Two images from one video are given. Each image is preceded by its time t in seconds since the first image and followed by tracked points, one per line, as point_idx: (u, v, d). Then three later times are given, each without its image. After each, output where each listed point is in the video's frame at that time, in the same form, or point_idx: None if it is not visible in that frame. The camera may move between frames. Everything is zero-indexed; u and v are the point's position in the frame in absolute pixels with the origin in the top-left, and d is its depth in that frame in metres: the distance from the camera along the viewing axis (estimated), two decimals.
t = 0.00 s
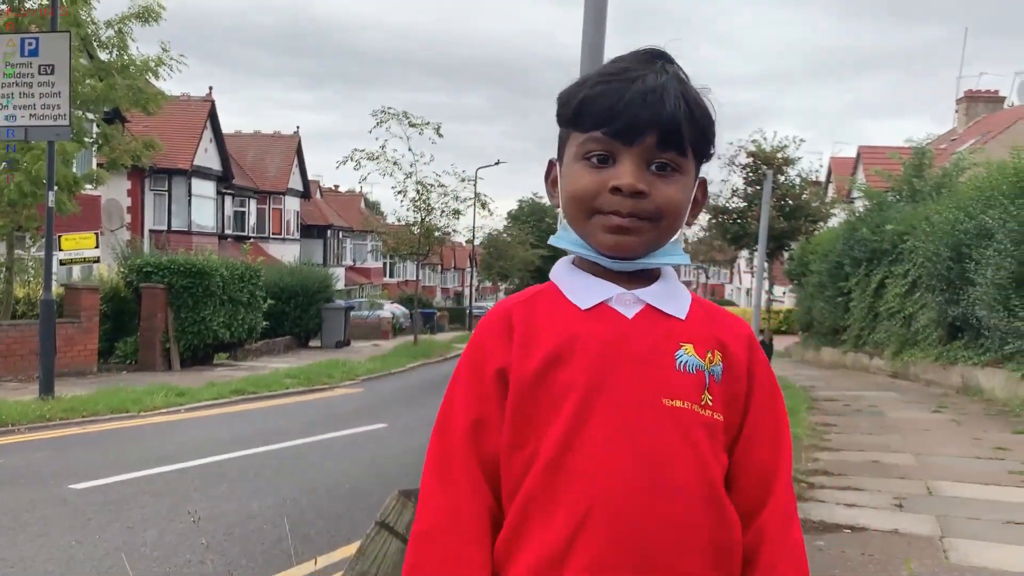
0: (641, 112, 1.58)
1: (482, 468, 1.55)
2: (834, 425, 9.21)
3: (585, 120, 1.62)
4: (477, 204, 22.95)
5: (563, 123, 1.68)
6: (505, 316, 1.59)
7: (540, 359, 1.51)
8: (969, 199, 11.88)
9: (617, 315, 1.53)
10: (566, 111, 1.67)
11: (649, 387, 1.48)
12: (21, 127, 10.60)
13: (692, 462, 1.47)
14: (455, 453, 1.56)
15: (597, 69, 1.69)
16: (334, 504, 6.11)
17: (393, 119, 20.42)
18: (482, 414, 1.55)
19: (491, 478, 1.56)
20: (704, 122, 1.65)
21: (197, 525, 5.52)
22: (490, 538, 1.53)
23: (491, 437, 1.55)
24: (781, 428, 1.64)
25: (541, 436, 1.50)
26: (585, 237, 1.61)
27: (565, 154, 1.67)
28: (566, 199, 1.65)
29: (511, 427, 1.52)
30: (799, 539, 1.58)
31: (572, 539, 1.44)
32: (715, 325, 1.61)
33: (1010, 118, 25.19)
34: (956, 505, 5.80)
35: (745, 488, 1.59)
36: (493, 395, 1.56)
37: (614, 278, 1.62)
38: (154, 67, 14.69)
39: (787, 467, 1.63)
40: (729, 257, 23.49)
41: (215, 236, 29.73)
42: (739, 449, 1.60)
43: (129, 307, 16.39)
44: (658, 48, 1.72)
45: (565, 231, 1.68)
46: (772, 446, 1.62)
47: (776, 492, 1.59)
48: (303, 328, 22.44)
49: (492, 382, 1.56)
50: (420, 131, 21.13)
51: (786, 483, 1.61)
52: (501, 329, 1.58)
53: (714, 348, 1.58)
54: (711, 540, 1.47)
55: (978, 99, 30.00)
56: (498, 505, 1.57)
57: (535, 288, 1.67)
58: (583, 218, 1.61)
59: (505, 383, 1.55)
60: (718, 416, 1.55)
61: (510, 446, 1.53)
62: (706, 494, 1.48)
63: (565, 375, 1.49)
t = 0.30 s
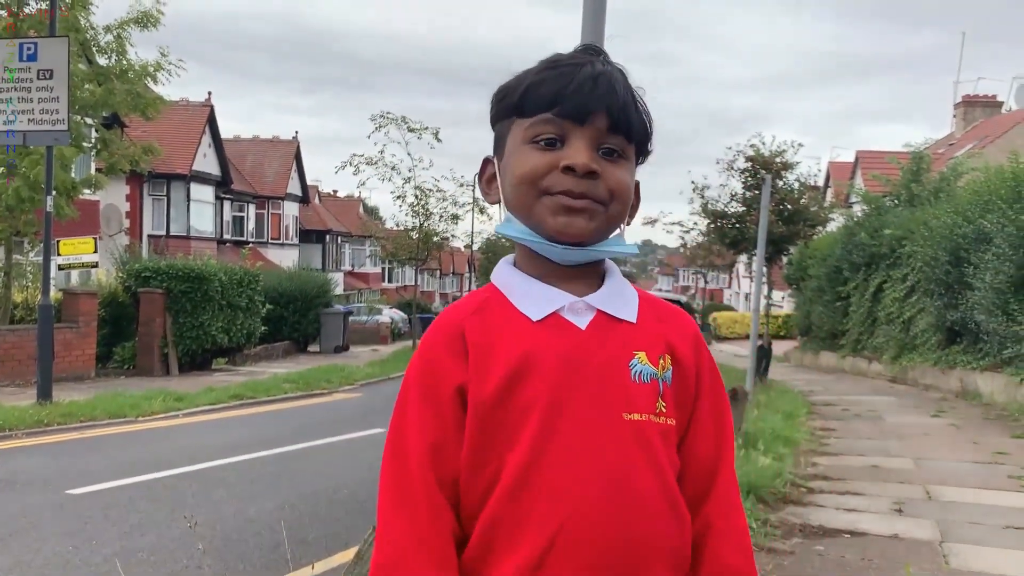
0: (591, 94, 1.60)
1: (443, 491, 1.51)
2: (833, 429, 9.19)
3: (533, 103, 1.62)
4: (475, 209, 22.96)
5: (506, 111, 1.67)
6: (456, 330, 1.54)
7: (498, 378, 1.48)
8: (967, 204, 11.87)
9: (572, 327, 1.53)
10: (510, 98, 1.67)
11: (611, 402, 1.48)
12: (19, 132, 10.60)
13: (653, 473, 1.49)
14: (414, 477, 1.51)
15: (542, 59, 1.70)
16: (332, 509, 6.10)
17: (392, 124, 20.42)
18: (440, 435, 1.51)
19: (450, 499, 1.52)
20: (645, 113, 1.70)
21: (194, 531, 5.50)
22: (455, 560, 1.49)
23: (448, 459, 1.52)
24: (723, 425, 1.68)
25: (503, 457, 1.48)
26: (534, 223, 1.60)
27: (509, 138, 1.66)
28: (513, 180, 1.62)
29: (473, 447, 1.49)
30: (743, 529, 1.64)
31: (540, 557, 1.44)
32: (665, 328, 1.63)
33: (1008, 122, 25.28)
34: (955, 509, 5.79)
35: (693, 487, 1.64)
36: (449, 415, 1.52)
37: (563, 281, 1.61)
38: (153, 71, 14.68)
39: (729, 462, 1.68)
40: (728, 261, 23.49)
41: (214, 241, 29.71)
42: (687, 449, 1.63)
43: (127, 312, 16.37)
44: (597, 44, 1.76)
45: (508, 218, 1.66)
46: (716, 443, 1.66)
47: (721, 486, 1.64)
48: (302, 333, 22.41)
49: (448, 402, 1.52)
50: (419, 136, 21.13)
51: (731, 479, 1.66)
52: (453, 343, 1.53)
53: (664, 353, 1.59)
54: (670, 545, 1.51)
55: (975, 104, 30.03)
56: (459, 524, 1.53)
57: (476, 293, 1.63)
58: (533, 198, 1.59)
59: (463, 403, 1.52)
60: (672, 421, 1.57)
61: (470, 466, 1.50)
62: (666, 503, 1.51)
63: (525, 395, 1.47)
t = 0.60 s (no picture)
0: (577, 108, 1.61)
1: (459, 488, 1.56)
2: (841, 434, 9.17)
3: (526, 129, 1.65)
4: (481, 214, 23.00)
5: (504, 139, 1.71)
6: (475, 334, 1.59)
7: (511, 382, 1.52)
8: (973, 208, 11.85)
9: (589, 331, 1.55)
10: (504, 127, 1.70)
11: (622, 406, 1.49)
12: (28, 139, 10.65)
13: (667, 478, 1.49)
14: (432, 475, 1.56)
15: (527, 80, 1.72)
16: (340, 515, 6.11)
17: (398, 130, 20.49)
18: (457, 435, 1.56)
19: (468, 500, 1.57)
20: (641, 110, 1.68)
21: (203, 537, 5.51)
22: (470, 558, 1.53)
23: (465, 459, 1.56)
24: (756, 431, 1.66)
25: (516, 457, 1.52)
26: (547, 243, 1.62)
27: (512, 167, 1.70)
28: (523, 208, 1.65)
29: (487, 446, 1.53)
30: (774, 537, 1.62)
31: (548, 560, 1.47)
32: (689, 331, 1.63)
33: (1014, 125, 25.23)
34: (965, 515, 5.78)
35: (720, 493, 1.63)
36: (465, 414, 1.56)
37: (587, 290, 1.63)
38: (160, 78, 14.75)
39: (762, 469, 1.65)
40: (734, 265, 23.49)
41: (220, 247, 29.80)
42: (714, 453, 1.63)
43: (135, 317, 16.44)
44: (580, 50, 1.76)
45: (524, 243, 1.69)
46: (748, 450, 1.64)
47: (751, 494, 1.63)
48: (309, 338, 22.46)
49: (465, 401, 1.56)
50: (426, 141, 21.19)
51: (761, 486, 1.64)
52: (473, 348, 1.58)
53: (686, 357, 1.59)
54: (688, 552, 1.50)
55: (981, 108, 30.01)
56: (476, 524, 1.57)
57: (498, 300, 1.67)
58: (542, 222, 1.62)
59: (480, 404, 1.56)
60: (692, 427, 1.56)
61: (484, 466, 1.54)
62: (681, 510, 1.50)
63: (537, 397, 1.50)
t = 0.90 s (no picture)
0: (598, 124, 1.58)
1: (494, 492, 1.57)
2: (846, 443, 9.11)
3: (557, 151, 1.63)
4: (484, 221, 22.99)
5: (542, 166, 1.70)
6: (519, 342, 1.60)
7: (545, 392, 1.52)
8: (978, 216, 11.81)
9: (627, 348, 1.51)
10: (540, 154, 1.70)
11: (652, 424, 1.45)
12: (31, 147, 10.65)
13: (696, 503, 1.43)
14: (469, 477, 1.58)
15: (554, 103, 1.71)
16: (342, 525, 6.05)
17: (401, 138, 20.50)
18: (493, 439, 1.57)
19: (504, 507, 1.57)
20: (672, 112, 1.61)
21: (204, 547, 5.45)
22: (500, 562, 1.54)
23: (499, 466, 1.57)
24: (811, 464, 1.55)
25: (547, 467, 1.51)
26: (590, 262, 1.59)
27: (553, 191, 1.68)
28: (567, 233, 1.63)
29: (520, 455, 1.53)
30: None
31: (569, 575, 1.45)
32: (737, 351, 1.55)
33: (1018, 133, 25.22)
34: (972, 525, 5.72)
35: (764, 529, 1.53)
36: (502, 418, 1.57)
37: (636, 305, 1.59)
38: (163, 86, 14.78)
39: (820, 505, 1.53)
40: (737, 273, 23.45)
41: (223, 255, 29.80)
42: (759, 483, 1.53)
43: (138, 326, 16.42)
44: (605, 62, 1.73)
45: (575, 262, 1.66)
46: (800, 483, 1.53)
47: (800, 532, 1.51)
48: (311, 346, 22.42)
49: (503, 407, 1.57)
50: (428, 150, 21.19)
51: (813, 523, 1.51)
52: (515, 355, 1.59)
53: (732, 380, 1.51)
54: None
55: (985, 115, 30.01)
56: (511, 529, 1.57)
57: (547, 312, 1.66)
58: (585, 243, 1.59)
59: (516, 411, 1.56)
60: (731, 453, 1.49)
61: (518, 474, 1.54)
62: (711, 537, 1.43)
63: (569, 409, 1.50)
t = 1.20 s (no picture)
0: (615, 129, 1.58)
1: (508, 498, 1.59)
2: (842, 445, 9.12)
3: (573, 154, 1.64)
4: (481, 223, 23.00)
5: (559, 168, 1.71)
6: (531, 349, 1.61)
7: (557, 401, 1.53)
8: (974, 218, 11.84)
9: (639, 358, 1.52)
10: (557, 156, 1.70)
11: (663, 434, 1.46)
12: (27, 148, 10.64)
13: (709, 514, 1.43)
14: (484, 483, 1.60)
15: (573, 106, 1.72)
16: (339, 527, 6.04)
17: (398, 139, 20.50)
18: (508, 447, 1.58)
19: (518, 513, 1.59)
20: (693, 119, 1.61)
21: (201, 550, 5.45)
22: (515, 568, 1.56)
23: (514, 472, 1.58)
24: (826, 471, 1.55)
25: (559, 476, 1.52)
26: (605, 267, 1.60)
27: (569, 192, 1.69)
28: (581, 235, 1.64)
29: (532, 463, 1.55)
30: None
31: None
32: (750, 360, 1.55)
33: (1013, 135, 25.30)
34: (968, 527, 5.73)
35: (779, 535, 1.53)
36: (515, 425, 1.58)
37: (649, 313, 1.59)
38: (161, 87, 14.77)
39: (834, 513, 1.53)
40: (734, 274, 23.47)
41: (220, 256, 29.77)
42: (771, 492, 1.53)
43: (134, 327, 16.42)
44: (627, 64, 1.73)
45: (587, 265, 1.68)
46: (813, 490, 1.53)
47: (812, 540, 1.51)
48: (308, 347, 22.41)
49: (516, 414, 1.59)
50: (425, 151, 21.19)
51: (826, 534, 1.51)
52: (527, 363, 1.60)
53: (745, 390, 1.51)
54: None
55: (981, 117, 30.07)
56: (526, 534, 1.60)
57: (562, 318, 1.67)
58: (599, 248, 1.60)
59: (529, 419, 1.58)
60: (743, 462, 1.49)
61: (531, 482, 1.56)
62: (723, 545, 1.43)
63: (580, 419, 1.51)
